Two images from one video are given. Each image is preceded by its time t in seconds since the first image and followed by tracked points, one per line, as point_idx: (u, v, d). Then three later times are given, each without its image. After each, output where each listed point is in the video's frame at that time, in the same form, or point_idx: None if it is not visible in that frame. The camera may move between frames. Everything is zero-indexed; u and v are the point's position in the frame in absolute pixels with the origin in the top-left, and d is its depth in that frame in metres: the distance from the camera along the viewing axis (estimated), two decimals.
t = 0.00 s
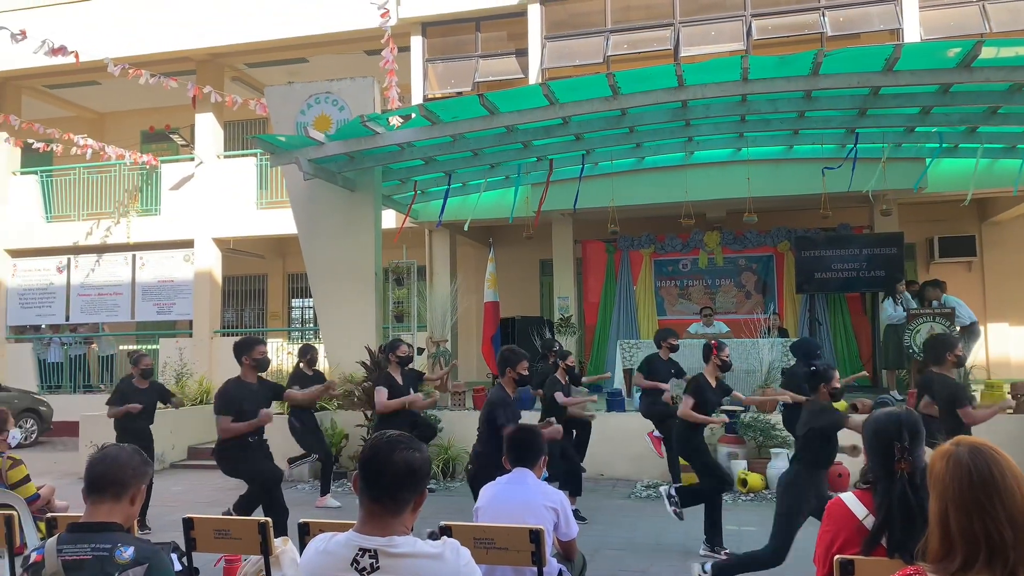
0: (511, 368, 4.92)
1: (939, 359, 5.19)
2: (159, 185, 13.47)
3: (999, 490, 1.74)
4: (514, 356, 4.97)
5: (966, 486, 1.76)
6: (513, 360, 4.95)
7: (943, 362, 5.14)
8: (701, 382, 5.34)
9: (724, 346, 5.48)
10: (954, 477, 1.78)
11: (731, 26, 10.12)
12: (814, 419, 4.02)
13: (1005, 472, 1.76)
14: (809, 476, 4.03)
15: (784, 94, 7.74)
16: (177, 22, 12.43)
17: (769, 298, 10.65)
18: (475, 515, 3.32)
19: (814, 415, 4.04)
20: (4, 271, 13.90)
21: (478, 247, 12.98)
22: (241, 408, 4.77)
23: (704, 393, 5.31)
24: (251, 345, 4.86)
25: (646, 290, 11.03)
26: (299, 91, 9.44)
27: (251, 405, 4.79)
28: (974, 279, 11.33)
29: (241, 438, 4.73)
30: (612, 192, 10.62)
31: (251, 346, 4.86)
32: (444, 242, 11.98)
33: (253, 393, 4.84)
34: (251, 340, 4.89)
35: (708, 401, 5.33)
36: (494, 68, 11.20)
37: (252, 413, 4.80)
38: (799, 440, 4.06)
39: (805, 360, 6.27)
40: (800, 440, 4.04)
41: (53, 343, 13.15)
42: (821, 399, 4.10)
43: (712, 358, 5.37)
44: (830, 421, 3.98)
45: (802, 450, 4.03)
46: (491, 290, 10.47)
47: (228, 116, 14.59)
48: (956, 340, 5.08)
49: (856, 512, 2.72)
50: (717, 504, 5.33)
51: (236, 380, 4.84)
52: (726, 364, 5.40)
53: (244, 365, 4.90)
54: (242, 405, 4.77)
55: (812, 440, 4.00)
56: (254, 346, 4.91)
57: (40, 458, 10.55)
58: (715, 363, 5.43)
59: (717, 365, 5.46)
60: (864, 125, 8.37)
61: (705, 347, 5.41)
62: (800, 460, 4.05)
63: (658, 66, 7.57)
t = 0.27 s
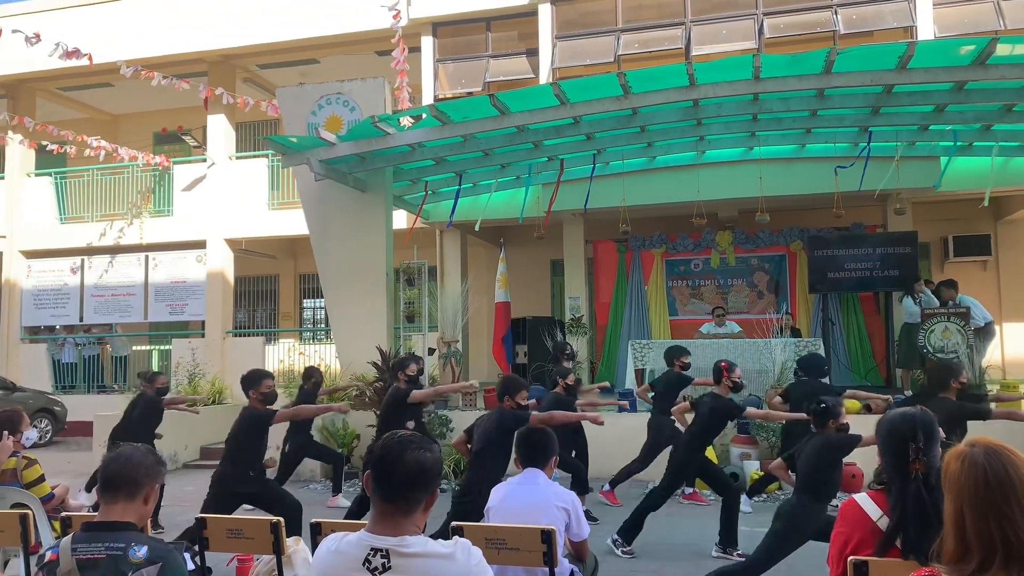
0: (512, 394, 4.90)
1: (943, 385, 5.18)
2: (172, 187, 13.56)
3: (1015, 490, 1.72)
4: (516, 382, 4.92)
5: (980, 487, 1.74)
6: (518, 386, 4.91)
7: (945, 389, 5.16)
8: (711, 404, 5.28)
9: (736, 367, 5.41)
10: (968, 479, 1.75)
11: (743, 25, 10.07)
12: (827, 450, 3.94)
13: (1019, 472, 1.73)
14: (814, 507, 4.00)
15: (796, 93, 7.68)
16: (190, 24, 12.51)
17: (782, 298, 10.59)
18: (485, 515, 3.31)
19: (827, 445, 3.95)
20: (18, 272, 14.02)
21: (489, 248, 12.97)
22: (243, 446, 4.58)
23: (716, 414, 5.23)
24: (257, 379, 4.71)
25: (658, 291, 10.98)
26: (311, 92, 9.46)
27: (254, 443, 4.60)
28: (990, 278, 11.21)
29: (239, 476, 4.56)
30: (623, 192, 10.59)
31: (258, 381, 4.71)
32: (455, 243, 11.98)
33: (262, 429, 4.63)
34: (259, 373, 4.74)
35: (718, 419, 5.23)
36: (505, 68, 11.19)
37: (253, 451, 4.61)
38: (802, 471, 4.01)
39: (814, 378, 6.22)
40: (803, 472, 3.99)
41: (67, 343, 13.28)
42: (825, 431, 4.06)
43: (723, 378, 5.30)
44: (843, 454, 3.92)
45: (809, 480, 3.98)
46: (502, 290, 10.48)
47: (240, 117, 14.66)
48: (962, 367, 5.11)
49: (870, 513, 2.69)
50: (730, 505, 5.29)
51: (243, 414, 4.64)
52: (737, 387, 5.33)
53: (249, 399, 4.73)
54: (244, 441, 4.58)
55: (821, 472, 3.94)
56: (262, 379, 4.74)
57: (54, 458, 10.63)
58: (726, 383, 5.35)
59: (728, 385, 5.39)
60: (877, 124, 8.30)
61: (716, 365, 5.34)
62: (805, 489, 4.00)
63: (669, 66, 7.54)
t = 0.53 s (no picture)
0: (520, 383, 4.89)
1: (947, 375, 5.16)
2: (182, 184, 13.64)
3: None
4: (524, 370, 4.92)
5: (991, 481, 1.73)
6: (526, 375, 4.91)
7: (950, 378, 5.13)
8: (709, 399, 5.27)
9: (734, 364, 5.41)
10: (979, 473, 1.75)
11: (751, 19, 10.02)
12: (833, 436, 3.94)
13: None
14: (819, 493, 4.01)
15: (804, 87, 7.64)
16: (198, 22, 12.55)
17: (791, 292, 10.55)
18: (494, 509, 3.33)
19: (832, 431, 3.95)
20: (30, 269, 14.12)
21: (497, 244, 12.99)
22: (248, 442, 4.60)
23: (715, 409, 5.22)
24: (268, 377, 4.74)
25: (666, 286, 10.97)
26: (319, 88, 9.48)
27: (260, 441, 4.62)
28: (1001, 272, 11.13)
29: (243, 472, 4.59)
30: (631, 187, 10.57)
31: (269, 379, 4.74)
32: (463, 239, 12.00)
33: (269, 428, 4.65)
34: (270, 371, 4.78)
35: (716, 414, 5.22)
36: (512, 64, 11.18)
37: (260, 448, 4.64)
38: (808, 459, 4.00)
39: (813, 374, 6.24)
40: (808, 460, 3.99)
41: (79, 340, 13.40)
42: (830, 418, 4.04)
43: (721, 374, 5.30)
44: (848, 439, 3.92)
45: (815, 465, 3.98)
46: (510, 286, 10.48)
47: (249, 114, 14.71)
48: (965, 357, 5.08)
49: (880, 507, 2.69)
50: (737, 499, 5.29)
51: (251, 412, 4.67)
52: (734, 383, 5.33)
53: (259, 397, 4.77)
54: (250, 438, 4.61)
55: (826, 458, 3.94)
56: (273, 377, 4.79)
57: (67, 453, 10.74)
58: (723, 380, 5.35)
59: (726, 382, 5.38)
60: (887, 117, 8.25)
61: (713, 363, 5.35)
62: (811, 475, 4.01)
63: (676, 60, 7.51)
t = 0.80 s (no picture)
0: (523, 377, 4.88)
1: (950, 368, 5.12)
2: (186, 177, 13.66)
3: None
4: (528, 363, 4.90)
5: (995, 473, 1.72)
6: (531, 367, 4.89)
7: (954, 371, 5.10)
8: (709, 390, 5.27)
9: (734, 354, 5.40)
10: (982, 465, 1.74)
11: (756, 9, 9.97)
12: (833, 426, 3.92)
13: None
14: (820, 484, 4.01)
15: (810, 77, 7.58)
16: (202, 15, 12.55)
17: (796, 284, 10.52)
18: (497, 502, 3.32)
19: (832, 421, 3.95)
20: (36, 262, 14.17)
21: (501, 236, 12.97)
22: (252, 435, 4.61)
23: (716, 401, 5.21)
24: (272, 370, 4.73)
25: (671, 278, 10.95)
26: (323, 81, 9.47)
27: (264, 434, 4.63)
28: (1008, 264, 11.07)
29: (248, 465, 4.60)
30: (636, 179, 10.53)
31: (273, 372, 4.73)
32: (467, 232, 11.99)
33: (273, 421, 4.66)
34: (274, 364, 4.77)
35: (717, 406, 5.21)
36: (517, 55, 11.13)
37: (264, 441, 4.65)
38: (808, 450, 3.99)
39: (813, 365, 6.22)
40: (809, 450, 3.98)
41: (85, 333, 13.46)
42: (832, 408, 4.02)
43: (721, 365, 5.28)
44: (849, 430, 3.91)
45: (816, 457, 3.98)
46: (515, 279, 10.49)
47: (253, 107, 14.71)
48: (969, 350, 5.05)
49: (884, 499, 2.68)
50: (741, 491, 5.28)
51: (255, 405, 4.67)
52: (735, 373, 5.32)
53: (263, 389, 4.76)
54: (254, 431, 4.62)
55: (826, 448, 3.94)
56: (277, 370, 4.77)
57: (73, 446, 10.79)
58: (724, 370, 5.33)
59: (727, 372, 5.36)
60: (893, 108, 8.19)
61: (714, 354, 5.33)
62: (812, 467, 4.01)
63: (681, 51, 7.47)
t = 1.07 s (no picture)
0: (518, 369, 4.87)
1: (945, 362, 5.12)
2: (184, 168, 13.62)
3: (1019, 469, 1.69)
4: (523, 356, 4.89)
5: (984, 467, 1.72)
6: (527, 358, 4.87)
7: (948, 365, 5.10)
8: (704, 383, 5.24)
9: (729, 347, 5.39)
10: (971, 459, 1.73)
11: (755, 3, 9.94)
12: (824, 419, 3.94)
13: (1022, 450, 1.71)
14: (813, 478, 4.01)
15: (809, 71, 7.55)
16: (199, 5, 12.48)
17: (794, 279, 10.52)
18: (490, 493, 3.32)
19: (823, 414, 3.97)
20: (33, 252, 14.14)
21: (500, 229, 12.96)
22: (245, 428, 4.62)
23: (710, 393, 5.21)
24: (264, 362, 4.72)
25: (669, 272, 10.95)
26: (320, 72, 9.43)
27: (256, 426, 4.64)
28: (1006, 259, 11.06)
29: (241, 457, 4.61)
30: (634, 172, 10.51)
31: (265, 364, 4.72)
32: (465, 224, 11.98)
33: (265, 414, 4.66)
34: (266, 356, 4.76)
35: (712, 398, 5.21)
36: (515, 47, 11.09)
37: (257, 433, 4.66)
38: (799, 444, 4.00)
39: (808, 359, 6.22)
40: (800, 444, 3.99)
41: (82, 324, 13.44)
42: (822, 401, 4.05)
43: (716, 357, 5.27)
44: (840, 421, 3.93)
45: (808, 451, 3.99)
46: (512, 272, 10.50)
47: (250, 98, 14.65)
48: (963, 345, 5.05)
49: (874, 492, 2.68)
50: (735, 485, 5.30)
51: (248, 398, 4.67)
52: (729, 366, 5.31)
53: (255, 381, 4.76)
54: (247, 424, 4.62)
55: (818, 441, 3.95)
56: (270, 362, 4.77)
57: (70, 436, 10.79)
58: (719, 363, 5.32)
59: (721, 364, 5.36)
60: (892, 103, 8.16)
61: (709, 346, 5.31)
62: (804, 460, 4.01)
63: (680, 44, 7.43)
